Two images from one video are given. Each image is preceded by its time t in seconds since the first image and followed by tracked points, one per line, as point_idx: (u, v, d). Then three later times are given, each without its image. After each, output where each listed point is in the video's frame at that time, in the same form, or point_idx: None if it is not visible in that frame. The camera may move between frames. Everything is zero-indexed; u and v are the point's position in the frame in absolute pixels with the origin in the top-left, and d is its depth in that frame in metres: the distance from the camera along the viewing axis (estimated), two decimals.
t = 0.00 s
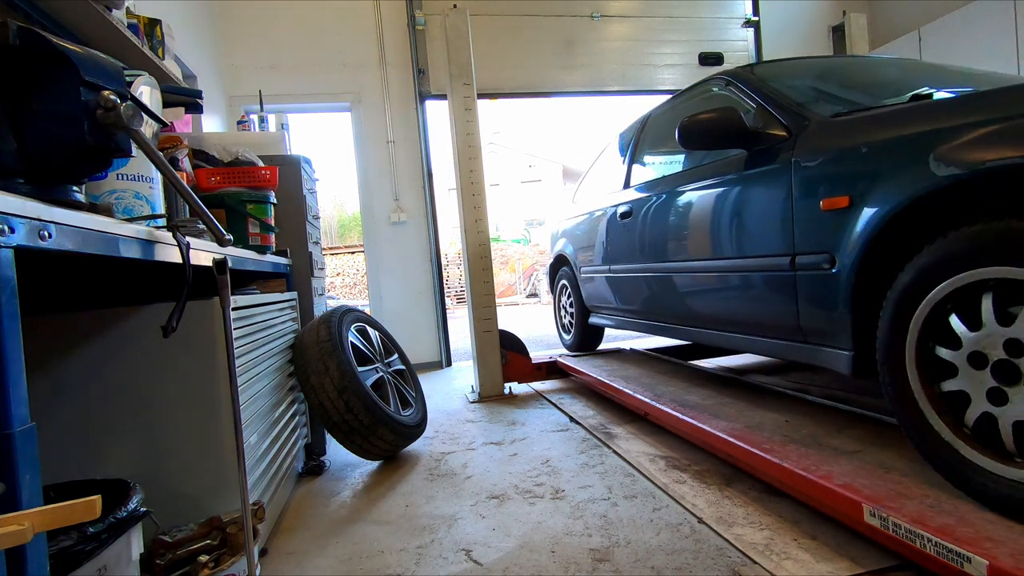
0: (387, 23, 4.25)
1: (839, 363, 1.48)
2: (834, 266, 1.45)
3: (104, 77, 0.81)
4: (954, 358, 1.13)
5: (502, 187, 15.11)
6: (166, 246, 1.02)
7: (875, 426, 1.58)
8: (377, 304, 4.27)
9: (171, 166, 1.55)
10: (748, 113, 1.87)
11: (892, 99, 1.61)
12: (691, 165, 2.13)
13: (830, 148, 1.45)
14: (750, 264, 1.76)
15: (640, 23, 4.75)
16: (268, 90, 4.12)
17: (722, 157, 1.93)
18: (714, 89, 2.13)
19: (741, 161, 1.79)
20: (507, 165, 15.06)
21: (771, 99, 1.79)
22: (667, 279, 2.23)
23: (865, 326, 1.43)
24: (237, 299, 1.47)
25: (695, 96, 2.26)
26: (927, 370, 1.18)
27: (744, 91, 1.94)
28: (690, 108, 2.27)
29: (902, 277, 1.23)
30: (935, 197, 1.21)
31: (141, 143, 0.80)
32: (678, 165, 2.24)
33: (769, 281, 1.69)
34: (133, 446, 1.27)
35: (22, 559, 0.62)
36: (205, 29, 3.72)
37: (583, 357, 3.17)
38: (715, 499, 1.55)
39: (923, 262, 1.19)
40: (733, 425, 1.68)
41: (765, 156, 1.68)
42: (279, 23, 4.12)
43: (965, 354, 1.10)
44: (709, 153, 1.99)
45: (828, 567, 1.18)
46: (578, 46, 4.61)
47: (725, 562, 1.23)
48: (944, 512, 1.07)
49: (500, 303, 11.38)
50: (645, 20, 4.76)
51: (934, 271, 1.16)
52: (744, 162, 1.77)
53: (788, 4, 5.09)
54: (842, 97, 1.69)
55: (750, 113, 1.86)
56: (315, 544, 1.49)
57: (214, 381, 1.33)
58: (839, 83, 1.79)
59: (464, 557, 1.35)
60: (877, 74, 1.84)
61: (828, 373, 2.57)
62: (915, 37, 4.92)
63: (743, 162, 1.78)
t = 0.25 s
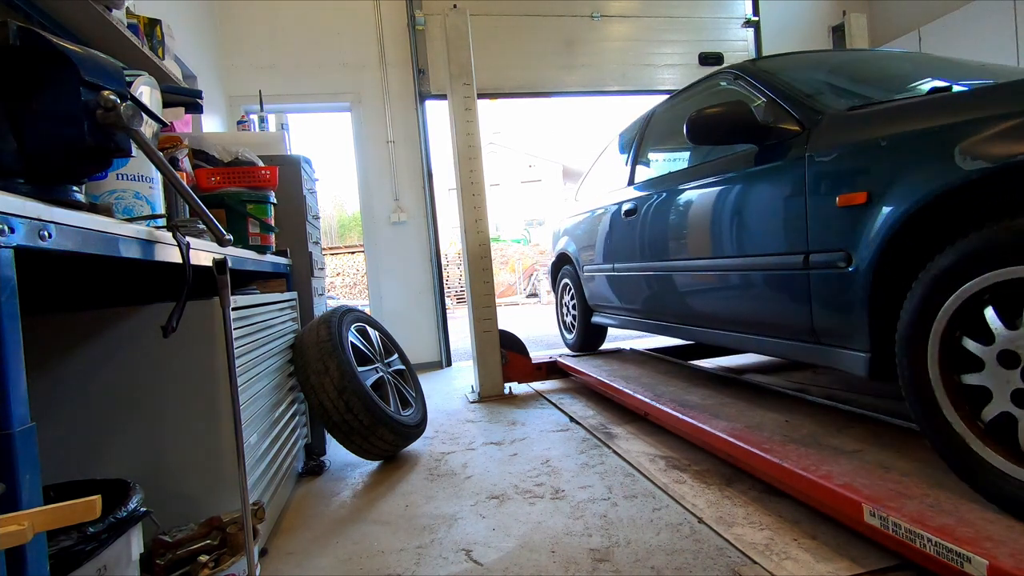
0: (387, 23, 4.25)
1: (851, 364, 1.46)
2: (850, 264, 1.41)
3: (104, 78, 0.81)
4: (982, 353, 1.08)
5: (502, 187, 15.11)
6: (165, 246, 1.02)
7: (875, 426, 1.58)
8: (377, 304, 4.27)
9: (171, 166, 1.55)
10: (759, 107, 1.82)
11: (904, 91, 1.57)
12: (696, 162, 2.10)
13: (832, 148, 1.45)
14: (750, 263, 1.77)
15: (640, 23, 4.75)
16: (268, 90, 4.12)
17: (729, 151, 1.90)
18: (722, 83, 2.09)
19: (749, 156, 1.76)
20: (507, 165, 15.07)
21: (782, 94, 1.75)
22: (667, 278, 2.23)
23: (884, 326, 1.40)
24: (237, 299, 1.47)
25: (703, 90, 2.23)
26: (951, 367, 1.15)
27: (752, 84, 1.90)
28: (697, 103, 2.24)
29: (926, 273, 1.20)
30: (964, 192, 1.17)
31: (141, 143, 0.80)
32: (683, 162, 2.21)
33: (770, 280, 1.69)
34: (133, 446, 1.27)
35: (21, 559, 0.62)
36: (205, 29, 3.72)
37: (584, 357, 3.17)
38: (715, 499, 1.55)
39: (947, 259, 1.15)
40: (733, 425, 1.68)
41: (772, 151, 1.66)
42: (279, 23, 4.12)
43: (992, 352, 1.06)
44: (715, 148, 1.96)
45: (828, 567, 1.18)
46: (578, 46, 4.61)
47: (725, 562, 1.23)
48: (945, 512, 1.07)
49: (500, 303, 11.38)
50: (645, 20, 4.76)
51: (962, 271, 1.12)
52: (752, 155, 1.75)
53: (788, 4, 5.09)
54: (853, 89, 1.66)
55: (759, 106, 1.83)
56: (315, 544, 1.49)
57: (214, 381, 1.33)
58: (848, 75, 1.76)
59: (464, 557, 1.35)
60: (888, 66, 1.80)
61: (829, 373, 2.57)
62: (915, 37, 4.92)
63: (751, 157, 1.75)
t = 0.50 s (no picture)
0: (387, 23, 4.25)
1: (859, 364, 1.44)
2: (870, 262, 1.36)
3: (104, 78, 0.81)
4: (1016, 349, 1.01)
5: (502, 187, 15.11)
6: (165, 246, 1.02)
7: (875, 426, 1.58)
8: (377, 304, 4.27)
9: (171, 166, 1.55)
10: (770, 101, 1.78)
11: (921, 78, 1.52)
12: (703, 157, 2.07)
13: (835, 148, 1.45)
14: (750, 262, 1.78)
15: (640, 23, 4.75)
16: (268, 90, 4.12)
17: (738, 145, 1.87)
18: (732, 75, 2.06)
19: (758, 149, 1.73)
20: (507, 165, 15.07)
21: (794, 87, 1.70)
22: (668, 278, 2.23)
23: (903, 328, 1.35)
24: (237, 299, 1.47)
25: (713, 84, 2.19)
26: (979, 374, 1.08)
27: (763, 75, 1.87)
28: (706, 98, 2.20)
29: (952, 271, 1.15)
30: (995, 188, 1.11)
31: (141, 143, 0.80)
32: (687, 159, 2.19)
33: (771, 279, 1.70)
34: (134, 445, 1.27)
35: (21, 559, 0.62)
36: (205, 29, 3.72)
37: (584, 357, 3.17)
38: (715, 499, 1.55)
39: (969, 261, 1.10)
40: (733, 426, 1.68)
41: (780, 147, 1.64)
42: (280, 23, 4.12)
43: None
44: (720, 143, 1.93)
45: (828, 567, 1.18)
46: (578, 46, 4.61)
47: (725, 562, 1.23)
48: (944, 512, 1.07)
49: (500, 303, 11.38)
50: (645, 20, 4.76)
51: (982, 275, 1.07)
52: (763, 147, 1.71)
53: (788, 4, 5.09)
54: (868, 80, 1.61)
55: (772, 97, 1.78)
56: (315, 544, 1.49)
57: (214, 381, 1.33)
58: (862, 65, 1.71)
59: (463, 557, 1.35)
60: (903, 56, 1.74)
61: (830, 373, 2.57)
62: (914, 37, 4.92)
63: (758, 152, 1.72)
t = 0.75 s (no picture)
0: (387, 23, 4.25)
1: (868, 365, 1.43)
2: (900, 261, 1.30)
3: (104, 77, 0.81)
4: None
5: (502, 187, 15.10)
6: (165, 246, 1.02)
7: (875, 426, 1.58)
8: (377, 303, 4.27)
9: (171, 166, 1.55)
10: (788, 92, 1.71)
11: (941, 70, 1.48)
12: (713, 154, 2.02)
13: (838, 148, 1.44)
14: (751, 261, 1.78)
15: (640, 23, 4.75)
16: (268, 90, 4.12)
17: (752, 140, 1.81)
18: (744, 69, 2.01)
19: (776, 143, 1.66)
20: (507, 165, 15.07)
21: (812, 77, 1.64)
22: (669, 277, 2.23)
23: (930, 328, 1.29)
24: (237, 299, 1.47)
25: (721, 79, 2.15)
26: (1021, 381, 1.06)
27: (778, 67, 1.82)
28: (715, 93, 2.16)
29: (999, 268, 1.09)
30: None
31: (141, 143, 0.80)
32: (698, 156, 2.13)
33: (772, 279, 1.70)
34: (134, 445, 1.27)
35: (22, 559, 0.62)
36: (205, 29, 3.72)
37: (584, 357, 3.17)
38: (715, 499, 1.55)
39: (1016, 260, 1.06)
40: (733, 426, 1.68)
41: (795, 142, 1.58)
42: (279, 23, 4.12)
43: None
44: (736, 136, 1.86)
45: (828, 567, 1.18)
46: (578, 46, 4.61)
47: (725, 562, 1.23)
48: (944, 512, 1.07)
49: (500, 303, 11.39)
50: (645, 20, 4.76)
51: None
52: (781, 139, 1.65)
53: (789, 4, 5.09)
54: (886, 70, 1.56)
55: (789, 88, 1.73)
56: (315, 544, 1.49)
57: (214, 381, 1.33)
58: (877, 57, 1.67)
59: (464, 557, 1.35)
60: (917, 48, 1.71)
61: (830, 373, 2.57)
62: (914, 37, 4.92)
63: (776, 144, 1.66)
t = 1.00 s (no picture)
0: (387, 23, 4.25)
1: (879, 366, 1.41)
2: (951, 259, 1.19)
3: (104, 78, 0.81)
4: None
5: (502, 187, 15.10)
6: (166, 246, 1.02)
7: (875, 427, 1.58)
8: (377, 304, 4.27)
9: (171, 166, 1.55)
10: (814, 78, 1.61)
11: (974, 48, 1.39)
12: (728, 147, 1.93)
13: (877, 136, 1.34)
14: (751, 261, 1.78)
15: (640, 23, 4.75)
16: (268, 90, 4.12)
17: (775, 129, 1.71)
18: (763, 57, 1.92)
19: (802, 132, 1.57)
20: (507, 165, 15.06)
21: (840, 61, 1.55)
22: (670, 276, 2.23)
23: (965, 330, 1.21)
24: (237, 299, 1.47)
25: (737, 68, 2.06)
26: None
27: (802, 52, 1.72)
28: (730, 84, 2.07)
29: None
30: None
31: (141, 143, 0.80)
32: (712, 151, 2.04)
33: (773, 278, 1.70)
34: (134, 445, 1.27)
35: (22, 559, 0.62)
36: (205, 29, 3.72)
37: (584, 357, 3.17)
38: (715, 499, 1.55)
39: None
40: (733, 426, 1.68)
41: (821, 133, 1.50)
42: (279, 23, 4.12)
43: None
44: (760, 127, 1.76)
45: (828, 567, 1.18)
46: (578, 46, 4.61)
47: (725, 562, 1.23)
48: (944, 512, 1.07)
49: (500, 303, 11.40)
50: (645, 20, 4.76)
51: None
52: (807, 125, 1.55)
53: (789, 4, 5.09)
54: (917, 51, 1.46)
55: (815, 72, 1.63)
56: (315, 544, 1.49)
57: (214, 381, 1.33)
58: (906, 37, 1.58)
59: (464, 557, 1.35)
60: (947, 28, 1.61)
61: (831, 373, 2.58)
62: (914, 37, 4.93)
63: (803, 134, 1.56)
